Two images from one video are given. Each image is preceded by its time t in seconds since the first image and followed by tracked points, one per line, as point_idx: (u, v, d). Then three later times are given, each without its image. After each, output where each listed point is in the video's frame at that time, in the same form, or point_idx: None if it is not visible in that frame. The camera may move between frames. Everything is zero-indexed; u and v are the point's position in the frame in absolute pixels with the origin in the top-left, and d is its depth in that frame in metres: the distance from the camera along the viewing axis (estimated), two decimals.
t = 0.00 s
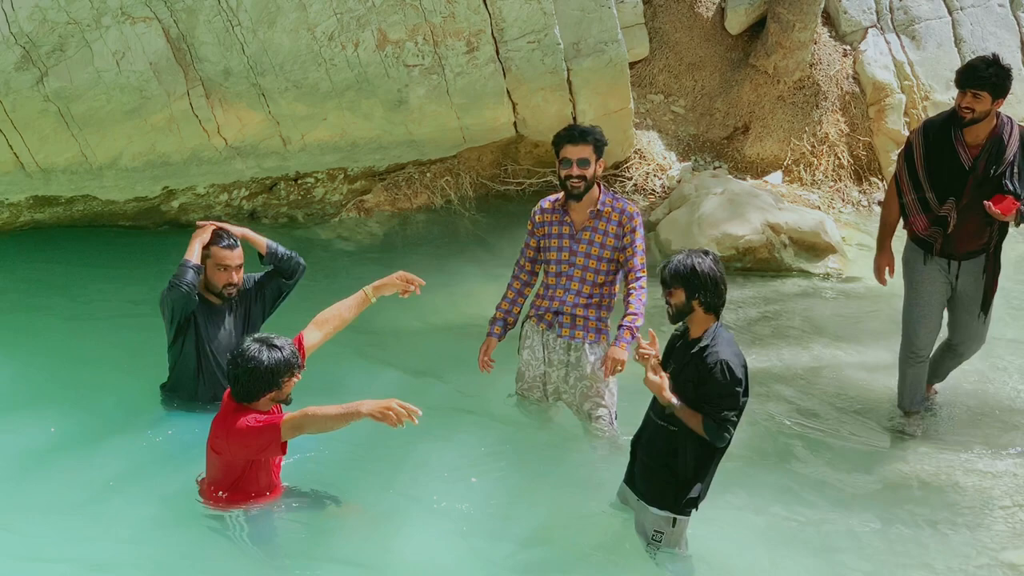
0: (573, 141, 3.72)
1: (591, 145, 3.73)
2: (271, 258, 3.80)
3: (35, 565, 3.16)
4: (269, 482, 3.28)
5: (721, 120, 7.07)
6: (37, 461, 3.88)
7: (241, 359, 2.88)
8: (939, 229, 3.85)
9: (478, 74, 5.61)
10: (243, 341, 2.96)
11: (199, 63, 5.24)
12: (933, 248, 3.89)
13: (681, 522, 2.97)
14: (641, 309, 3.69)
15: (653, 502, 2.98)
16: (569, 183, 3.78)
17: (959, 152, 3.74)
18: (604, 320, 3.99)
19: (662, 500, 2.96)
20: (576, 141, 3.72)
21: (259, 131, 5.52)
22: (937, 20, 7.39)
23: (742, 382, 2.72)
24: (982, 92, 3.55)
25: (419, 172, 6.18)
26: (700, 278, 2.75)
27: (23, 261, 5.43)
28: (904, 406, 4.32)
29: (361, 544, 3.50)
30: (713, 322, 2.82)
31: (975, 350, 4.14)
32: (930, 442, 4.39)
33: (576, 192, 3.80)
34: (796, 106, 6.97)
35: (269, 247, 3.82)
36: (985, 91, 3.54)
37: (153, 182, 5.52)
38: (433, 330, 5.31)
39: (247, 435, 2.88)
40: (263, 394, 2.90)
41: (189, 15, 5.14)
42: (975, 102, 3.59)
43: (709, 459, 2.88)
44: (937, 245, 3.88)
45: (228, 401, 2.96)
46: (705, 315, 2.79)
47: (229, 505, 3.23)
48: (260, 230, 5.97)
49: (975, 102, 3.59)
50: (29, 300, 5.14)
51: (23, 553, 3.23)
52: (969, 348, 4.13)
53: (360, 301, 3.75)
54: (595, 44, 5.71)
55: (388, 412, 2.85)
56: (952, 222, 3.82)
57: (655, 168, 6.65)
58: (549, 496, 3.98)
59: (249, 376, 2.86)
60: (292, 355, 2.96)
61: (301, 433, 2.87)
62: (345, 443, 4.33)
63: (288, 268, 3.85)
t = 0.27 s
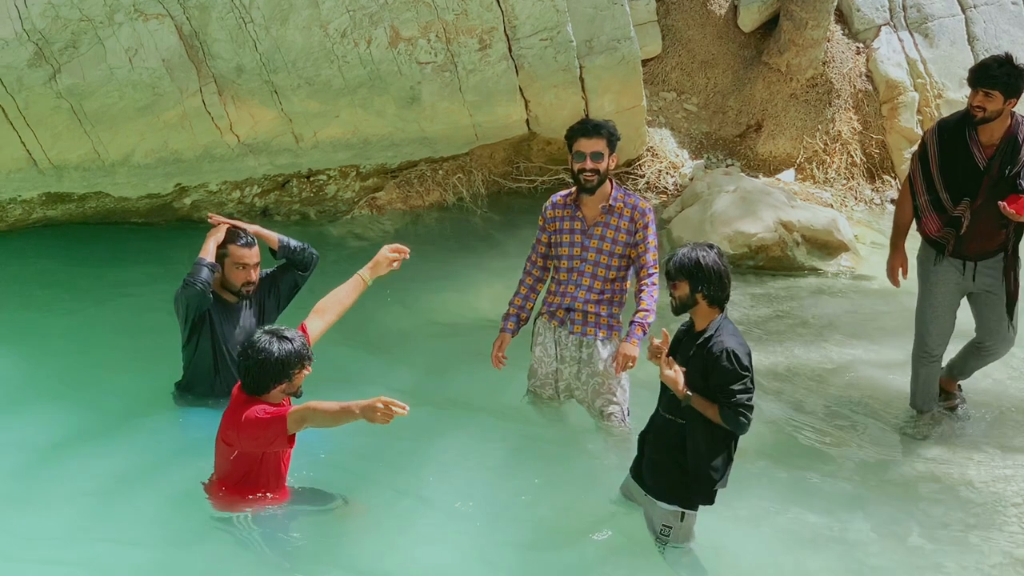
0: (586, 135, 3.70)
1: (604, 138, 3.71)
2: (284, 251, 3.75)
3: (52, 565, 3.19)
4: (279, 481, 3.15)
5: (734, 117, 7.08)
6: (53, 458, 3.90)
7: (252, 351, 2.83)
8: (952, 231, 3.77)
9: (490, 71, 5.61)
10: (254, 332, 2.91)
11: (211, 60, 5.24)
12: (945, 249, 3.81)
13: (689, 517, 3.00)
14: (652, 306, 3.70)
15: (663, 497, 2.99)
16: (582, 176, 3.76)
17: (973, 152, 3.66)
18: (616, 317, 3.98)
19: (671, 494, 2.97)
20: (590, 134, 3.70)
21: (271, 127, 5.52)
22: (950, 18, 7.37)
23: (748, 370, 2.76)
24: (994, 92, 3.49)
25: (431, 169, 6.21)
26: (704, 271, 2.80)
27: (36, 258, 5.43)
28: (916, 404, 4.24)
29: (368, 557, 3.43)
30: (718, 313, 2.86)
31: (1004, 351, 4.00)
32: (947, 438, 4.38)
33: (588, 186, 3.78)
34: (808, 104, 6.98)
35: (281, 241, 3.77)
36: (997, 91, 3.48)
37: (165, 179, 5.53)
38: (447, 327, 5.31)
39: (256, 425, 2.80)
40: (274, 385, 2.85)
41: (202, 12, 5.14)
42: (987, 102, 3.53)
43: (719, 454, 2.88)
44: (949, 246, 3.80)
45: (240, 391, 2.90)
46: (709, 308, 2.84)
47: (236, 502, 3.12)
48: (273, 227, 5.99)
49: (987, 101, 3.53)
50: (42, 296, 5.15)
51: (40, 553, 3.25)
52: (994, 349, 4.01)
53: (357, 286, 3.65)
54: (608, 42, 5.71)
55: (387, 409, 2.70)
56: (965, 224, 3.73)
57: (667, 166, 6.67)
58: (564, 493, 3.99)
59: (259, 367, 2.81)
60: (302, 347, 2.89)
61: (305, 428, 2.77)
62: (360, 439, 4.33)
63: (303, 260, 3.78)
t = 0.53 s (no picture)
0: (593, 131, 3.68)
1: (612, 135, 3.70)
2: (290, 248, 3.72)
3: (61, 561, 3.19)
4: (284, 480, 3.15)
5: (741, 116, 7.10)
6: (62, 455, 3.90)
7: (260, 341, 2.82)
8: (961, 231, 3.76)
9: (498, 70, 5.61)
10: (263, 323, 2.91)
11: (219, 59, 5.25)
12: (953, 249, 3.80)
13: (695, 513, 3.02)
14: (660, 306, 3.68)
15: (669, 494, 3.01)
16: (590, 173, 3.75)
17: (983, 152, 3.64)
18: (623, 316, 3.97)
19: (677, 492, 2.98)
20: (597, 131, 3.69)
21: (278, 126, 5.52)
22: (958, 17, 7.37)
23: (752, 365, 2.76)
24: (1004, 92, 3.45)
25: (438, 168, 6.26)
26: (710, 266, 2.79)
27: (43, 257, 5.44)
28: (924, 403, 4.22)
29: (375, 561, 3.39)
30: (723, 309, 2.87)
31: (1019, 352, 3.98)
32: (957, 435, 4.38)
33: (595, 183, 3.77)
34: (816, 103, 6.99)
35: (285, 237, 3.74)
36: (1007, 91, 3.45)
37: (173, 178, 5.54)
38: (455, 325, 5.32)
39: (262, 416, 2.79)
40: (282, 376, 2.85)
41: (209, 10, 5.14)
42: (997, 102, 3.49)
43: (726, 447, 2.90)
44: (958, 247, 3.79)
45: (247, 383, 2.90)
46: (714, 303, 2.84)
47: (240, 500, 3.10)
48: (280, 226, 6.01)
49: (997, 101, 3.50)
50: (49, 294, 5.15)
51: (50, 550, 3.25)
52: (1008, 349, 3.99)
53: (351, 273, 3.64)
54: (615, 40, 5.71)
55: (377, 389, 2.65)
56: (974, 224, 3.72)
57: (674, 165, 6.70)
58: (573, 491, 3.99)
59: (268, 358, 2.81)
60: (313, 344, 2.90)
61: (307, 419, 2.73)
62: (369, 438, 4.33)
63: (310, 256, 3.79)
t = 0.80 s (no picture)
0: (600, 131, 3.67)
1: (619, 134, 3.69)
2: (297, 246, 3.70)
3: (73, 556, 3.20)
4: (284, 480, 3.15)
5: (750, 115, 7.10)
6: (73, 450, 3.92)
7: (270, 330, 2.83)
8: (972, 232, 3.75)
9: (506, 69, 5.62)
10: (275, 313, 2.92)
11: (228, 58, 5.26)
12: (964, 251, 3.80)
13: (703, 506, 3.05)
14: (669, 307, 3.67)
15: (673, 487, 3.06)
16: (597, 172, 3.74)
17: (996, 153, 3.63)
18: (631, 315, 3.96)
19: (682, 485, 3.02)
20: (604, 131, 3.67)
21: (287, 125, 5.53)
22: (967, 16, 7.36)
23: (756, 355, 2.77)
24: (1019, 92, 3.45)
25: (447, 167, 6.29)
26: (719, 260, 2.80)
27: (52, 256, 5.46)
28: (934, 403, 4.23)
29: (380, 564, 3.38)
30: (729, 302, 2.87)
31: None
32: (968, 431, 4.37)
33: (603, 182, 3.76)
34: (825, 103, 6.98)
35: (290, 234, 3.73)
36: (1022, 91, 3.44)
37: (181, 177, 5.55)
38: (463, 323, 5.32)
39: (269, 404, 2.79)
40: (291, 366, 2.85)
41: (218, 10, 5.15)
42: (1012, 102, 3.48)
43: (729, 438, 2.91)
44: (969, 248, 3.79)
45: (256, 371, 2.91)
46: (721, 296, 2.85)
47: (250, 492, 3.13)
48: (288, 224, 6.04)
49: (1012, 101, 3.48)
50: (58, 293, 5.16)
51: (62, 546, 3.27)
52: None
53: (349, 261, 3.73)
54: (624, 39, 5.71)
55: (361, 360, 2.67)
56: (987, 225, 3.71)
57: (683, 165, 6.71)
58: (583, 487, 3.99)
59: (277, 347, 2.82)
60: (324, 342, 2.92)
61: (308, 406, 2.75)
62: (378, 433, 4.33)
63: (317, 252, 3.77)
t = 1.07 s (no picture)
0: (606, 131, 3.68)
1: (624, 134, 3.70)
2: (303, 244, 3.70)
3: (87, 553, 3.20)
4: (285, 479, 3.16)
5: (758, 115, 7.12)
6: (84, 447, 3.92)
7: (273, 324, 2.88)
8: (985, 234, 3.74)
9: (514, 68, 5.63)
10: (282, 308, 2.97)
11: (237, 57, 5.26)
12: (977, 253, 3.78)
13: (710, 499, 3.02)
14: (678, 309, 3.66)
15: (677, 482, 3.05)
16: (603, 173, 3.74)
17: (1011, 155, 3.63)
18: (639, 315, 3.94)
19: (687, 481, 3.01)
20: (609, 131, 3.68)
21: (295, 124, 5.53)
22: (975, 16, 7.36)
23: (761, 345, 2.77)
24: None
25: (455, 166, 6.32)
26: (727, 252, 2.79)
27: (61, 255, 5.46)
28: (943, 403, 4.24)
29: (385, 565, 3.34)
30: (736, 294, 2.87)
31: None
32: (978, 429, 4.36)
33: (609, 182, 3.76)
34: (833, 102, 6.99)
35: (297, 233, 3.71)
36: None
37: (189, 176, 5.55)
38: (472, 321, 5.32)
39: (271, 400, 2.83)
40: (292, 361, 2.88)
41: (227, 9, 5.15)
42: None
43: (732, 429, 2.94)
44: (982, 250, 3.77)
45: (259, 368, 2.95)
46: (727, 288, 2.85)
47: (252, 497, 3.13)
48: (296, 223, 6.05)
49: None
50: (67, 292, 5.16)
51: (75, 543, 3.27)
52: None
53: (347, 263, 3.73)
54: (632, 39, 5.72)
55: (345, 345, 2.72)
56: (1000, 227, 3.69)
57: (691, 164, 6.73)
58: (593, 483, 3.98)
59: (279, 340, 2.87)
60: (330, 332, 2.93)
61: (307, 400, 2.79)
62: (387, 429, 4.33)
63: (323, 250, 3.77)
